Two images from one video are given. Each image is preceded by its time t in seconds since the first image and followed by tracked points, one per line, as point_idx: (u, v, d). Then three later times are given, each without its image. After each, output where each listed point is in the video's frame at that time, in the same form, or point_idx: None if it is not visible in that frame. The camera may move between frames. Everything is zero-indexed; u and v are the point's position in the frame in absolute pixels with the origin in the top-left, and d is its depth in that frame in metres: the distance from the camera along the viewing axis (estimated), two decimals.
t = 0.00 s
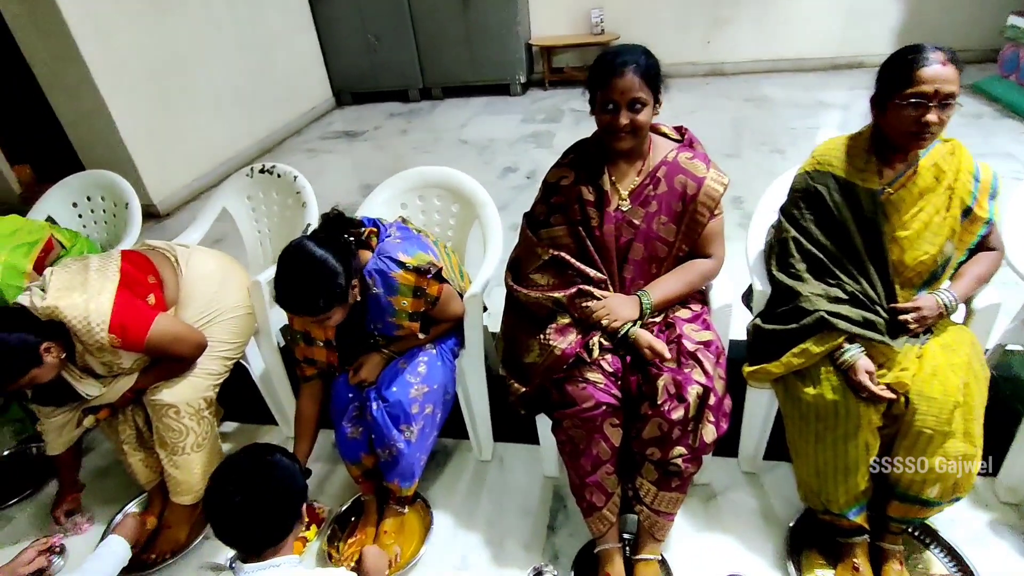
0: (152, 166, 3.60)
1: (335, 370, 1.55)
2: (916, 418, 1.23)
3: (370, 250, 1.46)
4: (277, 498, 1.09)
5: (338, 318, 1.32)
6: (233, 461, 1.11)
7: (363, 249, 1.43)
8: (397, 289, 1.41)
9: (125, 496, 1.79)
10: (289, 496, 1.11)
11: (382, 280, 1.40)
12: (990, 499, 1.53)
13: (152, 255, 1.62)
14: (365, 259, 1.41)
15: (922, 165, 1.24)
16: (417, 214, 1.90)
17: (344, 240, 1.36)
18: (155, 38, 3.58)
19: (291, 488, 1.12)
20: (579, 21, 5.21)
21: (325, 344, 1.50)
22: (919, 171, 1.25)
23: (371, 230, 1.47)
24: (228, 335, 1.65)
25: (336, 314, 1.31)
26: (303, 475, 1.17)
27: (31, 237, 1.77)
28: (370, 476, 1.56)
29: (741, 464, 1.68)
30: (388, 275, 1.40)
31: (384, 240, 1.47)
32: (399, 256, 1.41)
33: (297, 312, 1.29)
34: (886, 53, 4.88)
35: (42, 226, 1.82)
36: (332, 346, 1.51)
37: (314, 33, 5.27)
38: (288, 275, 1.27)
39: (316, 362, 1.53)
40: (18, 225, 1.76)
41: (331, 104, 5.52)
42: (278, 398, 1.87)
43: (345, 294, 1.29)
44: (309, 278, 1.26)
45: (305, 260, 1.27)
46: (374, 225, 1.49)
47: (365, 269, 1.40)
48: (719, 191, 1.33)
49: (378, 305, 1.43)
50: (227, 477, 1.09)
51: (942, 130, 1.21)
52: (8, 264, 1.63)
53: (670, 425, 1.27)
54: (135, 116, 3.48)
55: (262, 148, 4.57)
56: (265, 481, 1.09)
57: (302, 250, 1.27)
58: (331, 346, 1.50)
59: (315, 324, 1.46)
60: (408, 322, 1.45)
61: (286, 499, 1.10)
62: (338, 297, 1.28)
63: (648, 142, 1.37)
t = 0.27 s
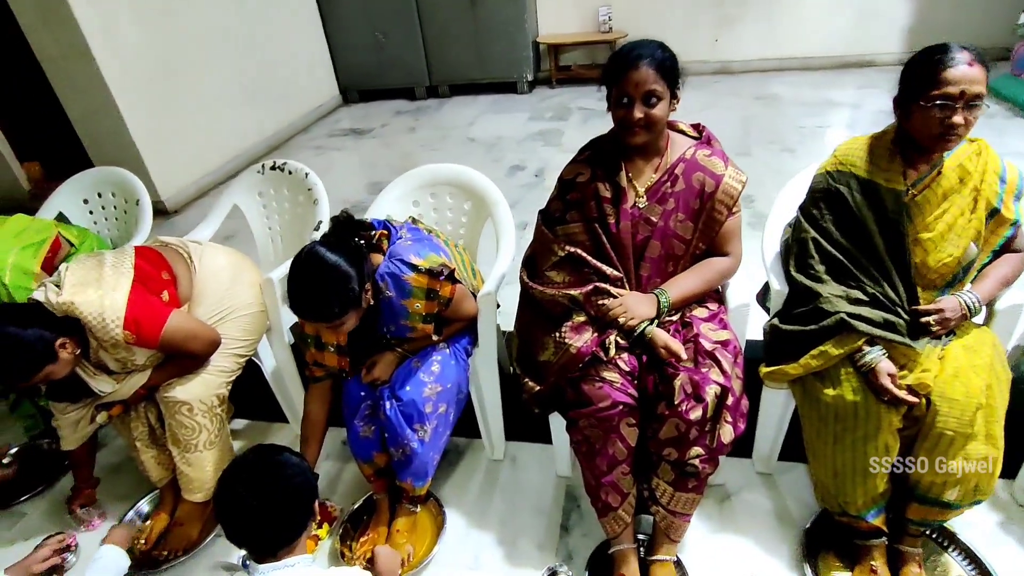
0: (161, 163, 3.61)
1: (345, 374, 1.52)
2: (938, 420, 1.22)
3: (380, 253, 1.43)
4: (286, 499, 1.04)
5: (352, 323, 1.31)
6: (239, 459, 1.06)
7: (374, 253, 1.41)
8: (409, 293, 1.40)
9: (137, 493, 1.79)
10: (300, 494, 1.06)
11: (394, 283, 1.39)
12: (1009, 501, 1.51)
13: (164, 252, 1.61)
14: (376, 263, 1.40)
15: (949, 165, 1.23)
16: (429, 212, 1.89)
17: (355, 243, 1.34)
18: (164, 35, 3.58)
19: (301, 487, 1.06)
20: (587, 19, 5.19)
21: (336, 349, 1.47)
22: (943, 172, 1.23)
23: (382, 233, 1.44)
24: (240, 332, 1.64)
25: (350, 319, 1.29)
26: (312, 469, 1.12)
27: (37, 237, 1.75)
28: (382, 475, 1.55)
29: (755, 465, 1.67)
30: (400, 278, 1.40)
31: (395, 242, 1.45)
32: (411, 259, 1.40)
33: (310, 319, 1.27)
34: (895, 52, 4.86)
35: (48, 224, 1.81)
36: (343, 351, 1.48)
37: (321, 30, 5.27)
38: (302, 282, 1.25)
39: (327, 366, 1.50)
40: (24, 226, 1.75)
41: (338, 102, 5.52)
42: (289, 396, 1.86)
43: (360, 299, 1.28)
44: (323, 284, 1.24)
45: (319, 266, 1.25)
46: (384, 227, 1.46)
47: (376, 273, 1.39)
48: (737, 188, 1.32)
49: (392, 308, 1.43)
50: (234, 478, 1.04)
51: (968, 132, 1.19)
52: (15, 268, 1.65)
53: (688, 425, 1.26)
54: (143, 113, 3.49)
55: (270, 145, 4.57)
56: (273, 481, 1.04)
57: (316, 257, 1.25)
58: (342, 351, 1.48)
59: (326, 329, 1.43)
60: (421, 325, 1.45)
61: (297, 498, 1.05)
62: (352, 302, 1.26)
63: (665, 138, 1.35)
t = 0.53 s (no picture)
0: (168, 160, 3.60)
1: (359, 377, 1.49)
2: (959, 420, 1.21)
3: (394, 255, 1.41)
4: (303, 499, 1.01)
5: (369, 326, 1.30)
6: (254, 460, 1.04)
7: (388, 254, 1.39)
8: (424, 295, 1.39)
9: (150, 491, 1.79)
10: (317, 495, 1.03)
11: (408, 285, 1.38)
12: None
13: (177, 250, 1.61)
14: (392, 264, 1.39)
15: (972, 165, 1.22)
16: (441, 210, 1.88)
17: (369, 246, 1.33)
18: (171, 32, 3.57)
19: (318, 486, 1.04)
20: (592, 16, 5.17)
21: (350, 353, 1.43)
22: (966, 172, 1.23)
23: (394, 234, 1.41)
24: (253, 330, 1.63)
25: (367, 322, 1.28)
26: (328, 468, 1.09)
27: (43, 237, 1.76)
28: (397, 473, 1.54)
29: (769, 465, 1.66)
30: (414, 280, 1.38)
31: (409, 244, 1.43)
32: (425, 261, 1.39)
33: (326, 322, 1.26)
34: (902, 50, 4.84)
35: (55, 224, 1.81)
36: (357, 355, 1.44)
37: (326, 27, 5.26)
38: (318, 285, 1.24)
39: (341, 369, 1.46)
40: (30, 227, 1.75)
41: (342, 100, 5.51)
42: (301, 394, 1.86)
43: (376, 302, 1.27)
44: (339, 288, 1.22)
45: (334, 271, 1.24)
46: (397, 229, 1.44)
47: (390, 275, 1.38)
48: (755, 185, 1.31)
49: (406, 310, 1.41)
50: (249, 480, 1.01)
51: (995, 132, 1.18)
52: (23, 271, 1.66)
53: (707, 425, 1.25)
54: (150, 110, 3.48)
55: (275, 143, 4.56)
56: (289, 482, 1.01)
57: (331, 262, 1.24)
58: (356, 355, 1.44)
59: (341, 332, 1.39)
60: (436, 326, 1.44)
61: (314, 498, 1.03)
62: (368, 304, 1.25)
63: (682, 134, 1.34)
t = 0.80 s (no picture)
0: (173, 158, 3.60)
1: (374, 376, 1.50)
2: (980, 417, 1.21)
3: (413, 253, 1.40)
4: (328, 497, 1.01)
5: (389, 324, 1.29)
6: (280, 459, 1.03)
7: (408, 252, 1.38)
8: (443, 293, 1.39)
9: (164, 488, 1.79)
10: (342, 493, 1.03)
11: (427, 283, 1.38)
12: None
13: (192, 246, 1.60)
14: (411, 262, 1.38)
15: (996, 164, 1.23)
16: (455, 207, 1.88)
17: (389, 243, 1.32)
18: (176, 29, 3.56)
19: (343, 484, 1.03)
20: (597, 13, 5.16)
21: (368, 352, 1.44)
22: (990, 171, 1.23)
23: (413, 232, 1.40)
24: (267, 327, 1.63)
25: (386, 320, 1.27)
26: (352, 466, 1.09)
27: (52, 236, 1.70)
28: (413, 471, 1.54)
29: (785, 462, 1.66)
30: (433, 278, 1.38)
31: (427, 241, 1.43)
32: (444, 258, 1.39)
33: (346, 321, 1.25)
34: (908, 47, 4.83)
35: (62, 223, 1.74)
36: (375, 353, 1.45)
37: (329, 24, 5.24)
38: (337, 283, 1.23)
39: (357, 367, 1.47)
40: (36, 228, 1.70)
41: (346, 97, 5.50)
42: (314, 391, 1.86)
43: (395, 300, 1.26)
44: (360, 286, 1.22)
45: (355, 268, 1.23)
46: (415, 226, 1.43)
47: (410, 273, 1.38)
48: (773, 181, 1.30)
49: (424, 309, 1.41)
50: (274, 478, 1.01)
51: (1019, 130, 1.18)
52: (32, 272, 1.61)
53: (728, 422, 1.25)
54: (156, 108, 3.47)
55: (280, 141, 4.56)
56: (314, 480, 1.01)
57: (352, 260, 1.23)
58: (374, 353, 1.44)
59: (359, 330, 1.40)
60: (453, 324, 1.43)
61: (339, 496, 1.02)
62: (388, 302, 1.24)
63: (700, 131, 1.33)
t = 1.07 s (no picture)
0: (178, 156, 3.59)
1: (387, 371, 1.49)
2: (997, 414, 1.22)
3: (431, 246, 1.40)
4: (350, 497, 1.01)
5: (407, 317, 1.29)
6: (303, 455, 1.03)
7: (425, 245, 1.37)
8: (460, 287, 1.38)
9: (175, 486, 1.79)
10: (363, 492, 1.02)
11: (445, 276, 1.37)
12: None
13: (204, 244, 1.60)
14: (429, 255, 1.38)
15: (1011, 162, 1.23)
16: (465, 205, 1.88)
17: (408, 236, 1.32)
18: (180, 27, 3.55)
19: (364, 484, 1.03)
20: (599, 10, 5.15)
21: (385, 344, 1.44)
22: (1005, 168, 1.23)
23: (432, 225, 1.40)
24: (279, 325, 1.63)
25: (405, 313, 1.27)
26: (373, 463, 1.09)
27: (62, 236, 1.67)
28: (427, 468, 1.54)
29: (797, 458, 1.66)
30: (451, 272, 1.38)
31: (445, 234, 1.42)
32: (462, 252, 1.38)
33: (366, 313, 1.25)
34: (911, 44, 4.83)
35: (71, 222, 1.72)
36: (391, 346, 1.45)
37: (332, 22, 5.23)
38: (358, 275, 1.23)
39: (372, 359, 1.46)
40: (46, 227, 1.67)
41: (348, 94, 5.50)
42: (325, 388, 1.86)
43: (414, 292, 1.27)
44: (380, 279, 1.21)
45: (375, 260, 1.23)
46: (432, 220, 1.43)
47: (427, 266, 1.37)
48: (788, 178, 1.30)
49: (440, 304, 1.40)
50: (295, 474, 1.01)
51: None
52: (44, 272, 1.58)
53: (745, 419, 1.25)
54: (161, 106, 3.47)
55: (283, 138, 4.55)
56: (337, 478, 1.00)
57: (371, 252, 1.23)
58: (391, 346, 1.44)
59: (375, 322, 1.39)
60: (470, 318, 1.43)
61: (360, 495, 1.02)
62: (408, 295, 1.25)
63: (716, 127, 1.33)
